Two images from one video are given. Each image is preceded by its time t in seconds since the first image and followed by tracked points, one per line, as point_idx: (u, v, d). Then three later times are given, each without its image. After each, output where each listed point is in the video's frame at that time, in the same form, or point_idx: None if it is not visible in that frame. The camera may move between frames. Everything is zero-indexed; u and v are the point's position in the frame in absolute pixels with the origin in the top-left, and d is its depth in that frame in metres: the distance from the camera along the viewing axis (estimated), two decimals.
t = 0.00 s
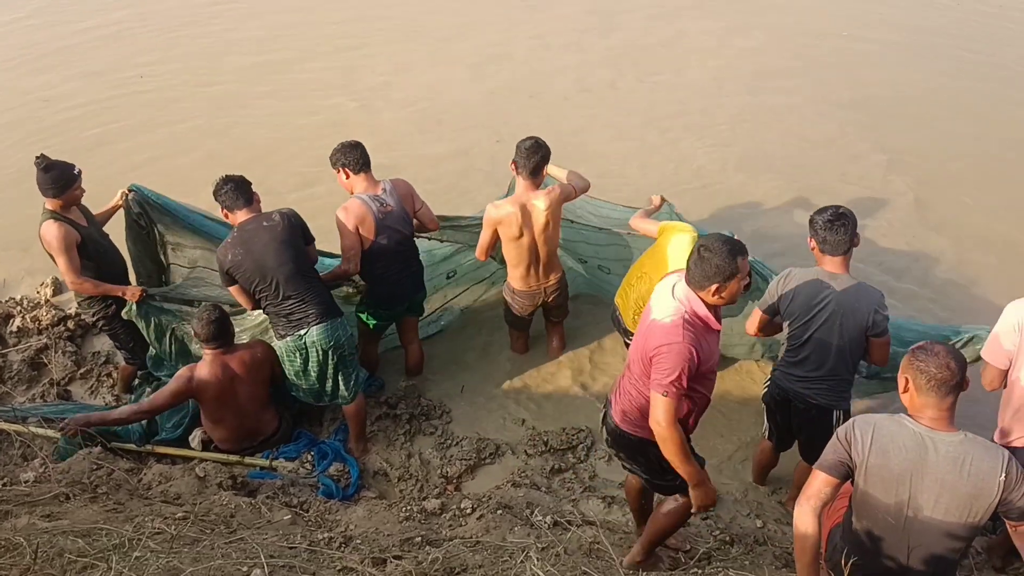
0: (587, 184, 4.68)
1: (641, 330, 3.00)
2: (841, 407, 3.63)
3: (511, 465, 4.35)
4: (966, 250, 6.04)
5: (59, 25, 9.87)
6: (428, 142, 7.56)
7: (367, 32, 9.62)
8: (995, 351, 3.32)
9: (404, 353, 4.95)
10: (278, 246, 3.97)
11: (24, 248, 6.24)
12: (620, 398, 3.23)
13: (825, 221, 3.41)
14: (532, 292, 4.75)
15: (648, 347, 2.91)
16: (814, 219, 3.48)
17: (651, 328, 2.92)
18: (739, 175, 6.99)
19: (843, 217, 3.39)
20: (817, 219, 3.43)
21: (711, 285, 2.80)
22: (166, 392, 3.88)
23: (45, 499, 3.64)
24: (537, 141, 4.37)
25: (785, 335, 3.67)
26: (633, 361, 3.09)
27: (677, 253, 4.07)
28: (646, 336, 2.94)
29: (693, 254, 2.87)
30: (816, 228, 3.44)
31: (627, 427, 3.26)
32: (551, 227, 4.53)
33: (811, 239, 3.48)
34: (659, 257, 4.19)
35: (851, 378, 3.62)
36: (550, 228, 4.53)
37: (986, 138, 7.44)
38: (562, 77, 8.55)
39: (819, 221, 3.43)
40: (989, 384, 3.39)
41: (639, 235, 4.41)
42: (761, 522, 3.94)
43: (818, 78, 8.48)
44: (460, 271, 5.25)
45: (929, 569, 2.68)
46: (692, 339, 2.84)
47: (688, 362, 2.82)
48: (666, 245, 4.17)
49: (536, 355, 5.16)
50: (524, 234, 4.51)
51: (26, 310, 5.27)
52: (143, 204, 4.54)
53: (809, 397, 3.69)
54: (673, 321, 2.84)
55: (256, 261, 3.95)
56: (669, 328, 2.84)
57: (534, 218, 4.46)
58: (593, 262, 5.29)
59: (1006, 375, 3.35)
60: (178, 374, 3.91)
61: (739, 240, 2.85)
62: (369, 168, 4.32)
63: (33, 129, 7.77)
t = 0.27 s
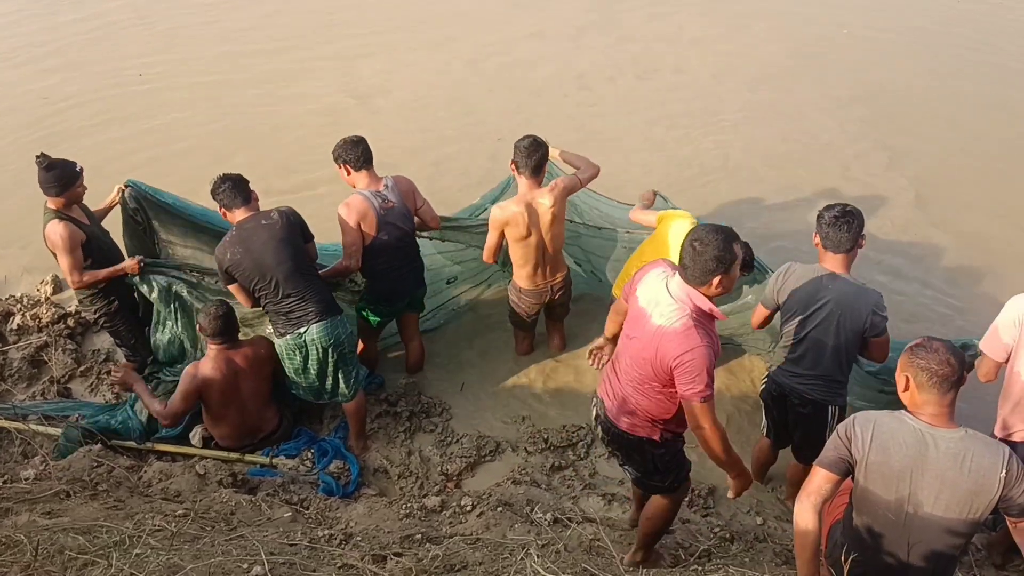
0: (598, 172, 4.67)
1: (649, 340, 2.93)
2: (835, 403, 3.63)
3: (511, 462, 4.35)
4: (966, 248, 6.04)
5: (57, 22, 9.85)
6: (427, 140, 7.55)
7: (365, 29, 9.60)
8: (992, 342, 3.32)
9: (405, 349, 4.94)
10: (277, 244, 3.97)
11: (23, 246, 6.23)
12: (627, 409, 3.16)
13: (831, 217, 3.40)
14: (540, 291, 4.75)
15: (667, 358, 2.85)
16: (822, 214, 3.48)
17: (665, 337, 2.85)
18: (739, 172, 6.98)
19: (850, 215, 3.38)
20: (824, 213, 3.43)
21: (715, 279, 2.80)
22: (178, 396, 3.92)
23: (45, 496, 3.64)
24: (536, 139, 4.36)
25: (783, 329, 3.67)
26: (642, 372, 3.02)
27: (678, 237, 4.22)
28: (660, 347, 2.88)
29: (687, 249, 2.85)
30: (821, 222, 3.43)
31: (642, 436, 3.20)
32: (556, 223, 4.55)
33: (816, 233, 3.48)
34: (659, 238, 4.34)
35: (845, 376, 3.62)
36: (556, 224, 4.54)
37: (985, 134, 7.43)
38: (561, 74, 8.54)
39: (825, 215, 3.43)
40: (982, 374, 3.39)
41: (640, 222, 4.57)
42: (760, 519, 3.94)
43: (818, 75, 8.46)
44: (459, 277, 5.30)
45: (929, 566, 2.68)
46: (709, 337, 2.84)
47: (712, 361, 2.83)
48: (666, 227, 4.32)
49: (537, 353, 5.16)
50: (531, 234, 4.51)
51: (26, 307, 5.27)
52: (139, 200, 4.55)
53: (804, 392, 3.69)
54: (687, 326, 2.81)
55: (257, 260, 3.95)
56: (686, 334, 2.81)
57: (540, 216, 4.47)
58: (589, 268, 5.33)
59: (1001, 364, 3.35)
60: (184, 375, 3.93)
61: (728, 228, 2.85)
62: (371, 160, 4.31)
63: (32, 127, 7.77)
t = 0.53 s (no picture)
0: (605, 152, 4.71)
1: (658, 339, 2.89)
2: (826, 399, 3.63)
3: (509, 459, 4.36)
4: (965, 245, 6.04)
5: (56, 20, 9.85)
6: (426, 137, 7.55)
7: (364, 27, 9.59)
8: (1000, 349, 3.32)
9: (404, 346, 4.94)
10: (275, 242, 3.97)
11: (22, 244, 6.23)
12: (633, 408, 3.13)
13: (819, 212, 3.45)
14: (548, 287, 4.72)
15: (682, 353, 2.84)
16: (811, 210, 3.53)
17: (677, 333, 2.83)
18: (738, 169, 6.97)
19: (837, 211, 3.42)
20: (813, 209, 3.48)
21: (713, 260, 2.80)
22: (177, 403, 3.96)
23: (44, 494, 3.64)
24: (539, 136, 4.34)
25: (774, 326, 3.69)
26: (651, 369, 2.99)
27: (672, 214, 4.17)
28: (673, 343, 2.86)
29: (679, 235, 2.80)
30: (809, 217, 3.48)
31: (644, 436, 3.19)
32: (564, 217, 4.54)
33: (804, 229, 3.53)
34: (652, 219, 4.28)
35: (835, 373, 3.62)
36: (564, 218, 4.53)
37: (984, 131, 7.43)
38: (560, 72, 8.53)
39: (814, 211, 3.48)
40: (988, 375, 3.39)
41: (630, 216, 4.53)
42: (759, 516, 3.94)
43: (816, 72, 8.46)
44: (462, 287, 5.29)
45: (926, 563, 2.68)
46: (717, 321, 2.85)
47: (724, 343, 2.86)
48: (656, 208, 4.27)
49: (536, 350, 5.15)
50: (540, 231, 4.50)
51: (25, 305, 5.27)
52: (141, 200, 4.52)
53: (794, 391, 3.68)
54: (697, 317, 2.79)
55: (255, 259, 3.95)
56: (697, 325, 2.79)
57: (546, 213, 4.46)
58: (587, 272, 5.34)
59: (1010, 366, 3.34)
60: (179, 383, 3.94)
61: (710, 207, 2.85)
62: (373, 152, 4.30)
63: (32, 125, 7.77)
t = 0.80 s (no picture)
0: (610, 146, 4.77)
1: (665, 343, 2.89)
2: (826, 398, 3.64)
3: (509, 458, 4.36)
4: (964, 243, 6.04)
5: (54, 20, 9.84)
6: (425, 137, 7.55)
7: (363, 26, 9.59)
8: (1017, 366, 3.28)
9: (404, 345, 4.94)
10: (275, 240, 3.97)
11: (22, 244, 6.23)
12: (638, 411, 3.13)
13: (808, 212, 3.47)
14: (552, 285, 4.73)
15: (692, 353, 2.85)
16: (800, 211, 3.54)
17: (685, 335, 2.83)
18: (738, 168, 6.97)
19: (826, 210, 3.44)
20: (801, 209, 3.50)
21: (708, 257, 2.82)
22: (176, 405, 3.99)
23: (43, 493, 3.65)
24: (543, 134, 4.34)
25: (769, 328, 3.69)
26: (656, 373, 2.99)
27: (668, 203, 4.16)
28: (681, 346, 2.86)
29: (675, 239, 2.79)
30: (799, 218, 3.50)
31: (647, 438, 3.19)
32: (569, 213, 4.52)
33: (794, 229, 3.54)
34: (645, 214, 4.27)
35: (834, 371, 3.63)
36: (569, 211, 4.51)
37: (983, 129, 7.43)
38: (559, 71, 8.54)
39: (803, 212, 3.49)
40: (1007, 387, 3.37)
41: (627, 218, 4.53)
42: (758, 514, 3.95)
43: (815, 71, 8.46)
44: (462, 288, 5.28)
45: (925, 561, 2.69)
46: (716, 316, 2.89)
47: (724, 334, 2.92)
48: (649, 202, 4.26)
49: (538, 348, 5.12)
50: (547, 229, 4.49)
51: (25, 304, 5.27)
52: (145, 206, 4.56)
53: (795, 390, 3.68)
54: (702, 316, 2.81)
55: (255, 258, 3.95)
56: (705, 324, 2.81)
57: (551, 208, 4.45)
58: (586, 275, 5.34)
59: None
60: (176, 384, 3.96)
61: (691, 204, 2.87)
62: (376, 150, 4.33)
63: (30, 124, 7.77)
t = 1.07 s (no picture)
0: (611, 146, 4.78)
1: (658, 331, 2.84)
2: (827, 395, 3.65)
3: (509, 455, 4.36)
4: (964, 240, 6.04)
5: (53, 19, 9.84)
6: (425, 135, 7.55)
7: (361, 25, 9.59)
8: None
9: (405, 343, 4.94)
10: (275, 237, 3.97)
11: (22, 242, 6.23)
12: (638, 402, 3.09)
13: (809, 214, 3.43)
14: (550, 283, 4.72)
15: (687, 337, 2.81)
16: (800, 212, 3.50)
17: (677, 320, 2.79)
18: (738, 165, 6.97)
19: (828, 212, 3.40)
20: (802, 211, 3.46)
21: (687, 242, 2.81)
22: (177, 403, 4.00)
23: (44, 490, 3.65)
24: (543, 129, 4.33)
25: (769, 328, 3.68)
26: (653, 363, 2.95)
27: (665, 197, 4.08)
28: (675, 331, 2.81)
29: (657, 231, 2.76)
30: (800, 219, 3.46)
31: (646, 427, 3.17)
32: (567, 211, 4.50)
33: (794, 229, 3.51)
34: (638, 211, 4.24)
35: (835, 366, 3.62)
36: (567, 208, 4.49)
37: (983, 127, 7.42)
38: (558, 69, 8.53)
39: (804, 213, 3.46)
40: None
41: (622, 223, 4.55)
42: (758, 512, 3.95)
43: (815, 69, 8.45)
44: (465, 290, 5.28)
45: (925, 558, 2.69)
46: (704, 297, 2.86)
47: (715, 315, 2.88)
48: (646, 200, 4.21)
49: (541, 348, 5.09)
50: (543, 223, 4.47)
51: (25, 302, 5.27)
52: (158, 218, 4.60)
53: (799, 390, 3.69)
54: (691, 298, 2.77)
55: (256, 254, 3.96)
56: (696, 304, 2.77)
57: (549, 206, 4.43)
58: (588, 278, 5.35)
59: None
60: (178, 384, 3.97)
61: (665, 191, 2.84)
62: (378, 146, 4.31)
63: (30, 123, 7.76)
